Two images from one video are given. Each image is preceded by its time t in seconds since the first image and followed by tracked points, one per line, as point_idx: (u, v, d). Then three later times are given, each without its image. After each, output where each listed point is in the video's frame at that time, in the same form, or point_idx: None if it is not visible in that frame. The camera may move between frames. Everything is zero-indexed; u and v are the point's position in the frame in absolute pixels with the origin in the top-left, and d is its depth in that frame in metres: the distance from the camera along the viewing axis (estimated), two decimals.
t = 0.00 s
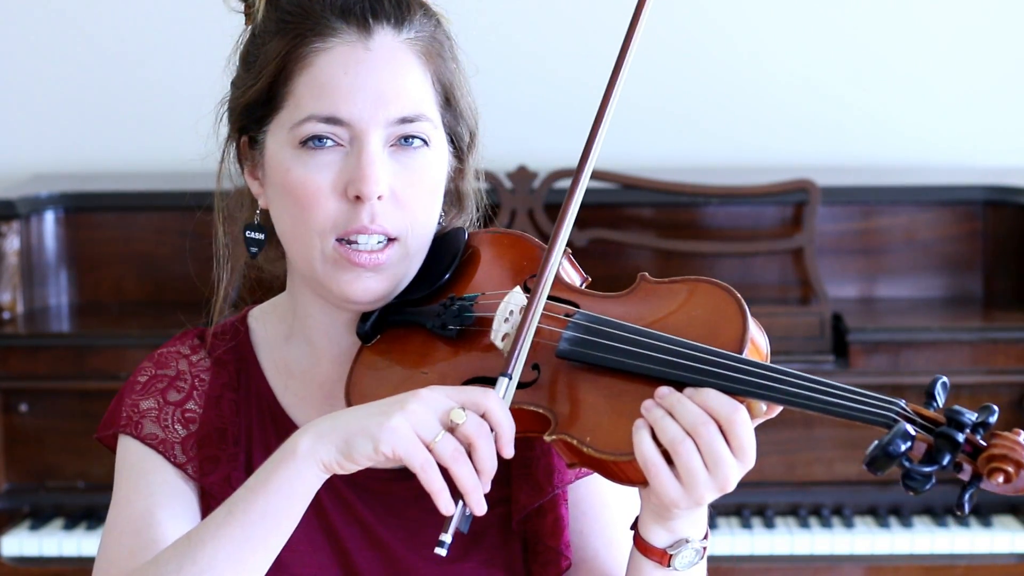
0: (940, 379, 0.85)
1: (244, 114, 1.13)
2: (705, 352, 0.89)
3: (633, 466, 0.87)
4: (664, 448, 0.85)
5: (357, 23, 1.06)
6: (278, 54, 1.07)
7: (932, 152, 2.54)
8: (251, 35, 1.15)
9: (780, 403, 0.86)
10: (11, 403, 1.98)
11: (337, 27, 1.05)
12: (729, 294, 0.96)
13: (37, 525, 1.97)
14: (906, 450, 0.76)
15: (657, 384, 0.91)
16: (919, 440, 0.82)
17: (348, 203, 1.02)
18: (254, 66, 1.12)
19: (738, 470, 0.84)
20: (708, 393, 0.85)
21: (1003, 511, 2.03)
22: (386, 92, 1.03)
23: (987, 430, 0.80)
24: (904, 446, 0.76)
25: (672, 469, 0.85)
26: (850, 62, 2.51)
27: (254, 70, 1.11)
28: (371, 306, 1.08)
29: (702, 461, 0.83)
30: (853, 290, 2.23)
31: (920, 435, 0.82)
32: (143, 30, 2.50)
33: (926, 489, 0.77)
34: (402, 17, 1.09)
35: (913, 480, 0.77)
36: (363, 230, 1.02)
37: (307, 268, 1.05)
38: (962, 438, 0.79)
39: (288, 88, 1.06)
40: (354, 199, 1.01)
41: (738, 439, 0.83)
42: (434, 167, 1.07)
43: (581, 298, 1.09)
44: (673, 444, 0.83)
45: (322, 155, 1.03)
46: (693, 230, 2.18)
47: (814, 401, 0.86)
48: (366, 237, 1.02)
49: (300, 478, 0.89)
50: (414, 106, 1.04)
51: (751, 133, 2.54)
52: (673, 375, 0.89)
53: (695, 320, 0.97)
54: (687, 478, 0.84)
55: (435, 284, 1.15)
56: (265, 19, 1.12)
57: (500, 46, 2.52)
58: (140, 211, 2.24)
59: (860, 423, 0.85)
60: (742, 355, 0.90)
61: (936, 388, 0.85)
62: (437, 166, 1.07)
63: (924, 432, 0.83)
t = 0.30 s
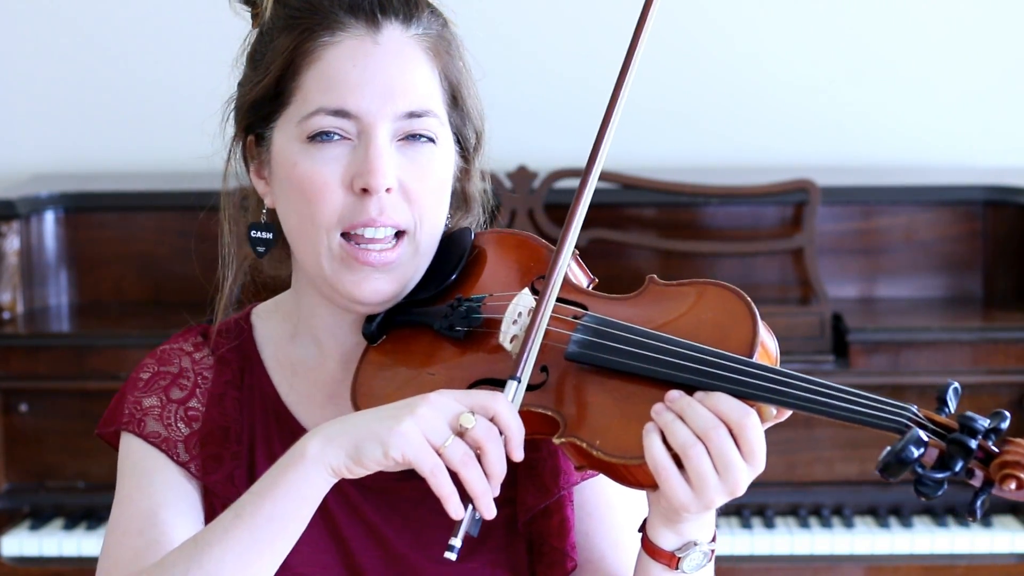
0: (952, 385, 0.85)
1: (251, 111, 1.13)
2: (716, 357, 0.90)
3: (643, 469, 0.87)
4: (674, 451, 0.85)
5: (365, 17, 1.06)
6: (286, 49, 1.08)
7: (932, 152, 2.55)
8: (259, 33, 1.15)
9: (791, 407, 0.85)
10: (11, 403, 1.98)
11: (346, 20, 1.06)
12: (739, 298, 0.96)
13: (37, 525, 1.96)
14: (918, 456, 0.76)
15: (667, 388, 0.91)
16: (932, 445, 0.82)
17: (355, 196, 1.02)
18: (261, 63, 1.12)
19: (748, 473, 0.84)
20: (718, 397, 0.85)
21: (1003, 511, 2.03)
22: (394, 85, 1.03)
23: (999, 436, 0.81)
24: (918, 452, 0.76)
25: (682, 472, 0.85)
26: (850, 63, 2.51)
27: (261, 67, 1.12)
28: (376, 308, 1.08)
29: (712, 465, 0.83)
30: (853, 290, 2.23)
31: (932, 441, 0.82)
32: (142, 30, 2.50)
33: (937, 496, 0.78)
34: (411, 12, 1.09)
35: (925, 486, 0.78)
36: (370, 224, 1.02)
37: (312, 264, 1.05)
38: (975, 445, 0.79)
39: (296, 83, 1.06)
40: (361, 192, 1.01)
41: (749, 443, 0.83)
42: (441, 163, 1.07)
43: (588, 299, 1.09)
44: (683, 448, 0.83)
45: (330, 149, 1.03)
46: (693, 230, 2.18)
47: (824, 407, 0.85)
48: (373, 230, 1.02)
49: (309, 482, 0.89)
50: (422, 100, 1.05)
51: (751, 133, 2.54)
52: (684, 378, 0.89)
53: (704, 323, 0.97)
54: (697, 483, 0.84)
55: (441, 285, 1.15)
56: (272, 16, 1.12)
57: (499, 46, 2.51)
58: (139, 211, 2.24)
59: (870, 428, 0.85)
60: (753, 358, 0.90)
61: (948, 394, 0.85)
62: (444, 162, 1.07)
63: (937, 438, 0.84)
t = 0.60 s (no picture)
0: (967, 387, 0.85)
1: (257, 103, 1.13)
2: (730, 357, 0.90)
3: (655, 468, 0.87)
4: (687, 451, 0.85)
5: (374, 9, 1.07)
6: (294, 40, 1.08)
7: (932, 152, 2.55)
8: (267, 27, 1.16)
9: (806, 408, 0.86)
10: (11, 403, 1.98)
11: (355, 12, 1.06)
12: (752, 299, 0.96)
13: (37, 526, 1.96)
14: (938, 456, 0.76)
15: (681, 387, 0.91)
16: (950, 446, 0.82)
17: (361, 181, 1.02)
18: (269, 56, 1.13)
19: (761, 473, 0.85)
20: (733, 397, 0.85)
21: (1003, 511, 2.04)
22: (402, 72, 1.04)
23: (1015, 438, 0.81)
24: (936, 453, 0.76)
25: (695, 472, 0.86)
26: (851, 62, 2.51)
27: (269, 59, 1.12)
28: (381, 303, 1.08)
29: (726, 465, 0.84)
30: (853, 291, 2.23)
31: (949, 443, 0.81)
32: (141, 30, 2.50)
33: (953, 497, 0.77)
34: (419, 6, 1.10)
35: (942, 487, 0.77)
36: (376, 208, 1.02)
37: (316, 251, 1.05)
38: (993, 446, 0.79)
39: (302, 73, 1.07)
40: (367, 177, 1.01)
41: (763, 444, 0.83)
42: (448, 155, 1.07)
43: (598, 299, 1.09)
44: (697, 448, 0.83)
45: (336, 137, 1.03)
46: (693, 230, 2.18)
47: (842, 408, 0.86)
48: (379, 217, 1.03)
49: (318, 485, 0.89)
50: (430, 87, 1.06)
51: (751, 133, 2.54)
52: (698, 379, 0.89)
53: (716, 324, 0.97)
54: (711, 482, 0.84)
55: (447, 283, 1.15)
56: (281, 10, 1.13)
57: (499, 46, 2.51)
58: (139, 211, 2.24)
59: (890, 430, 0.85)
60: (767, 358, 0.90)
61: (964, 396, 0.84)
62: (451, 154, 1.08)
63: (954, 439, 0.83)
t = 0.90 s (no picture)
0: (978, 393, 0.87)
1: (270, 94, 1.15)
2: (741, 361, 0.90)
3: (664, 471, 0.87)
4: (698, 454, 0.85)
5: (391, 4, 1.09)
6: (310, 33, 1.10)
7: (932, 152, 2.55)
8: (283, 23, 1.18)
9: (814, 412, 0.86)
10: (11, 403, 1.97)
11: (371, 6, 1.09)
12: (763, 304, 0.97)
13: (37, 525, 1.96)
14: (950, 462, 0.77)
15: (692, 391, 0.91)
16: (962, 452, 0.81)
17: (370, 167, 1.02)
18: (284, 48, 1.15)
19: (770, 477, 0.85)
20: (744, 401, 0.85)
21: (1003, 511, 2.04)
22: (416, 63, 1.06)
23: None
24: (949, 459, 0.77)
25: (705, 476, 0.86)
26: (851, 62, 2.52)
27: (285, 51, 1.14)
28: (380, 292, 1.07)
29: (737, 469, 0.84)
30: (853, 290, 2.23)
31: (962, 449, 0.81)
32: (139, 29, 2.50)
33: (965, 502, 0.78)
34: (437, 5, 1.12)
35: (954, 492, 0.77)
36: (385, 194, 1.01)
37: (323, 238, 1.03)
38: (1006, 452, 0.80)
39: (317, 64, 1.09)
40: (377, 163, 1.01)
41: (773, 447, 0.84)
42: (459, 149, 1.08)
43: (605, 300, 1.10)
44: (709, 451, 0.83)
45: (348, 124, 1.04)
46: (693, 230, 2.18)
47: (852, 413, 0.86)
48: (388, 205, 1.01)
49: (320, 496, 0.89)
50: (442, 79, 1.08)
51: (751, 134, 2.55)
52: (707, 382, 0.90)
53: (724, 326, 0.98)
54: (721, 486, 0.84)
55: (451, 283, 1.15)
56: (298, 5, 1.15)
57: (499, 46, 2.51)
58: (139, 211, 2.24)
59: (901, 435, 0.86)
60: (777, 363, 0.91)
61: (974, 402, 0.87)
62: (462, 150, 1.08)
63: (967, 445, 0.84)
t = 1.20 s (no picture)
0: (983, 400, 0.85)
1: (276, 94, 1.15)
2: (745, 365, 0.90)
3: (667, 475, 0.87)
4: (700, 459, 0.85)
5: (397, 12, 1.09)
6: (316, 35, 1.10)
7: (932, 152, 2.55)
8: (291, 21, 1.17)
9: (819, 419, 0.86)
10: (11, 403, 1.97)
11: (378, 12, 1.08)
12: (765, 308, 0.97)
13: (37, 526, 1.96)
14: (952, 470, 0.76)
15: (695, 396, 0.91)
16: (964, 459, 0.82)
17: (371, 173, 1.02)
18: (291, 48, 1.14)
19: (773, 482, 0.85)
20: (745, 407, 0.85)
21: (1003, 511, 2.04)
22: (420, 69, 1.06)
23: None
24: (951, 466, 0.76)
25: (707, 481, 0.86)
26: (851, 62, 2.52)
27: (292, 50, 1.14)
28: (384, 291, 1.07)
29: (739, 474, 0.84)
30: (853, 290, 2.23)
31: (964, 456, 0.82)
32: (138, 29, 2.49)
33: (966, 510, 0.79)
34: (445, 12, 1.12)
35: (954, 499, 0.79)
36: (386, 201, 1.02)
37: (325, 243, 1.04)
38: (1007, 460, 0.79)
39: (322, 68, 1.09)
40: (377, 169, 1.02)
41: (776, 453, 0.83)
42: (463, 155, 1.07)
43: (609, 304, 1.10)
44: (710, 456, 0.83)
45: (350, 128, 1.04)
46: (693, 230, 2.18)
47: (857, 420, 0.86)
48: (389, 213, 1.03)
49: (330, 508, 0.89)
50: (446, 85, 1.07)
51: (752, 133, 2.55)
52: (710, 387, 0.90)
53: (728, 331, 0.98)
54: (723, 491, 0.84)
55: (455, 285, 1.16)
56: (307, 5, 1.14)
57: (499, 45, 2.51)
58: (139, 211, 2.23)
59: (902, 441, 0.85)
60: (779, 368, 0.91)
61: (978, 409, 0.84)
62: (466, 155, 1.08)
63: (969, 453, 0.84)
